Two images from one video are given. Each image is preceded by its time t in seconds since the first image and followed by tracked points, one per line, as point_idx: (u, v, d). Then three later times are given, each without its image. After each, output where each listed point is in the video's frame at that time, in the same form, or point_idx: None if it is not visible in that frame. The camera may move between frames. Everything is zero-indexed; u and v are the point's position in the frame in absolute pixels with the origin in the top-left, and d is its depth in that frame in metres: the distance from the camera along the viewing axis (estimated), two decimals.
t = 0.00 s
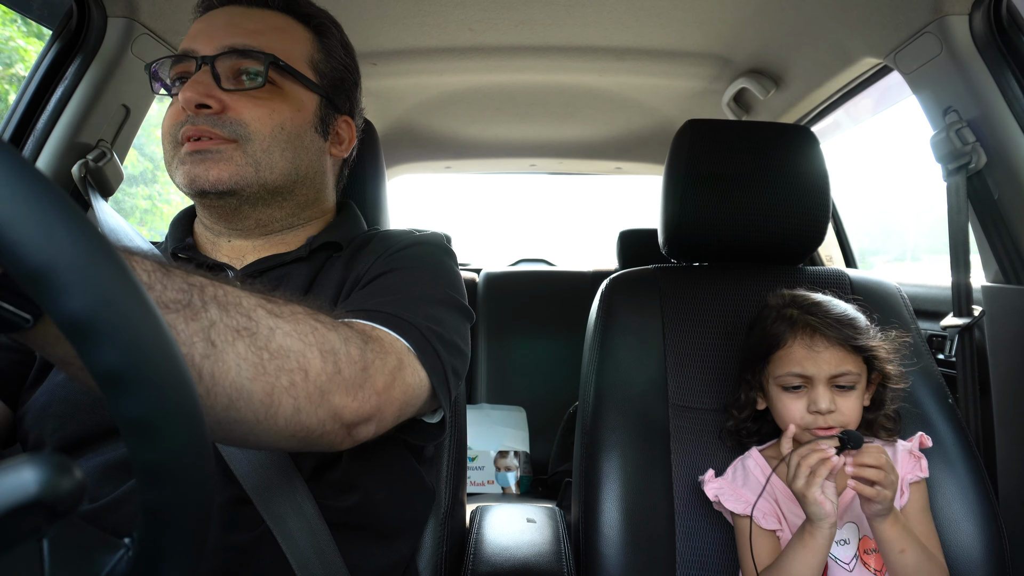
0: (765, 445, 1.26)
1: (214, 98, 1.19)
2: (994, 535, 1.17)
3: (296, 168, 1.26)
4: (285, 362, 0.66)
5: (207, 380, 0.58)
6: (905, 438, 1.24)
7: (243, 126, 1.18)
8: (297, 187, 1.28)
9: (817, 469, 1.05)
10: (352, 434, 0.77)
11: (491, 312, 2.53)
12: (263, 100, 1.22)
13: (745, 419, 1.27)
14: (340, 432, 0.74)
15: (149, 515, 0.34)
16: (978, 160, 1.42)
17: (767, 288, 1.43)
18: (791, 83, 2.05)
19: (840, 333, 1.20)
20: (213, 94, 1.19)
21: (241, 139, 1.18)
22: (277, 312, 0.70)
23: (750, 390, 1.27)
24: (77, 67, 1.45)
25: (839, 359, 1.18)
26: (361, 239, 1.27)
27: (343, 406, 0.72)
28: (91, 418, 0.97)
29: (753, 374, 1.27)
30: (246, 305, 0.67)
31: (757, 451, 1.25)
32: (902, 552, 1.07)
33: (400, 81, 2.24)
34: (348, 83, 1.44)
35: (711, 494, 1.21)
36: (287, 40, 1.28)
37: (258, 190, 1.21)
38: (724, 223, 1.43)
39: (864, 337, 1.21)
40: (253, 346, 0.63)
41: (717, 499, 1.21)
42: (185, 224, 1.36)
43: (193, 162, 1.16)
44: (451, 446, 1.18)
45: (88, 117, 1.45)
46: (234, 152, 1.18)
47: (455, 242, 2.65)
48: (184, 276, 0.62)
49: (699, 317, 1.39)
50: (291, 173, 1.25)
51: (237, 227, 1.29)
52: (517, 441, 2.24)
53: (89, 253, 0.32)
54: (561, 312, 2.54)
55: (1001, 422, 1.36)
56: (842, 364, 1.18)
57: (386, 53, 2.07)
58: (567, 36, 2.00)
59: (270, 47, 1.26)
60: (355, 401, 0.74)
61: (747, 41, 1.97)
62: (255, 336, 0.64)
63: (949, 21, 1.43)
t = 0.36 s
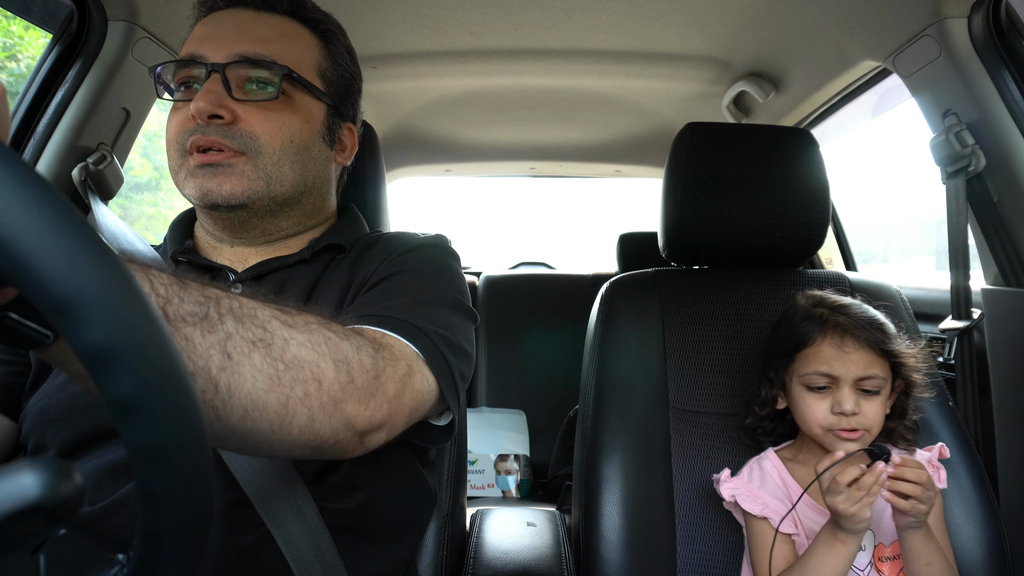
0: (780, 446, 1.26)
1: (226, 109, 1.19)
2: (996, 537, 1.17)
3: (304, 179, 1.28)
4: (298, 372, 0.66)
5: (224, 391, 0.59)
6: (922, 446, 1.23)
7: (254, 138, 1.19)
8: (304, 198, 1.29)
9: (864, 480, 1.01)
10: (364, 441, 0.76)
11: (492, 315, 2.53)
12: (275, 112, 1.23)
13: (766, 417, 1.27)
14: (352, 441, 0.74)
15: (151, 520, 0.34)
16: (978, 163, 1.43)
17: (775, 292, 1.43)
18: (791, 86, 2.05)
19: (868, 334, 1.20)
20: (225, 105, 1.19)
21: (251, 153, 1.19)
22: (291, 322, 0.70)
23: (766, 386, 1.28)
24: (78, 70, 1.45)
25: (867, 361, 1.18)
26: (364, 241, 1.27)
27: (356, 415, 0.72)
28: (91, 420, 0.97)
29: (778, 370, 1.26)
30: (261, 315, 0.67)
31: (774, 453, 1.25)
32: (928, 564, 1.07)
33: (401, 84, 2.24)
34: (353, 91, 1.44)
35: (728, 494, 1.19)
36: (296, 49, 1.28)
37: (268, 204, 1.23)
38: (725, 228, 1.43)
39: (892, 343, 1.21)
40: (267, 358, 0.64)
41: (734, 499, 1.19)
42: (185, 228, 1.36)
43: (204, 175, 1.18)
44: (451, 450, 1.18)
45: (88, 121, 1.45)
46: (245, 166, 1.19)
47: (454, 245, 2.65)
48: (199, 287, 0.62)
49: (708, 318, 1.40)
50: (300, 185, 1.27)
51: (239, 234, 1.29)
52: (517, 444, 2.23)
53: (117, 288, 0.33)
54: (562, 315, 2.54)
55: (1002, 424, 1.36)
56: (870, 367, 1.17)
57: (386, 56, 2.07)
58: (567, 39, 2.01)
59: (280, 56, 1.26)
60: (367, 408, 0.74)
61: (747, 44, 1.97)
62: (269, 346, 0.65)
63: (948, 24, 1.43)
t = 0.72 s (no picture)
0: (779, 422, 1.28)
1: (297, 102, 1.25)
2: (993, 519, 1.18)
3: (337, 175, 1.34)
4: (337, 380, 0.67)
5: (268, 384, 0.59)
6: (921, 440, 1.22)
7: (316, 134, 1.27)
8: (335, 193, 1.35)
9: (820, 482, 1.08)
10: (383, 456, 0.78)
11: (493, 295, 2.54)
12: (334, 114, 1.31)
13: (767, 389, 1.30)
14: (370, 452, 0.75)
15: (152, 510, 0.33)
16: (984, 144, 1.42)
17: (782, 275, 1.43)
18: (796, 67, 2.03)
19: (900, 316, 1.21)
20: (296, 98, 1.25)
21: (309, 147, 1.27)
22: (343, 332, 0.70)
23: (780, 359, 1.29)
24: (77, 47, 1.41)
25: (894, 339, 1.19)
26: (377, 220, 1.29)
27: (378, 428, 0.73)
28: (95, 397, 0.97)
29: (799, 341, 1.27)
30: (318, 322, 0.67)
31: (767, 432, 1.27)
32: (907, 555, 1.09)
33: (403, 63, 2.22)
34: (382, 99, 1.52)
35: (710, 461, 1.23)
36: (354, 59, 1.37)
37: (308, 195, 1.29)
38: (729, 211, 1.43)
39: (922, 334, 1.23)
40: (312, 361, 0.63)
41: (715, 466, 1.23)
42: (197, 196, 1.36)
43: (259, 157, 1.22)
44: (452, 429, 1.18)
45: (88, 99, 1.44)
46: (300, 157, 1.25)
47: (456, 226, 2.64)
48: (272, 285, 0.62)
49: (711, 297, 1.40)
50: (337, 183, 1.34)
51: (255, 207, 1.29)
52: (518, 424, 2.20)
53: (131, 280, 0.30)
54: (563, 295, 2.54)
55: (1004, 408, 1.34)
56: (895, 345, 1.18)
57: (388, 34, 2.05)
58: (570, 17, 1.98)
59: (346, 64, 1.35)
60: (387, 414, 0.74)
61: (752, 24, 1.95)
62: (317, 352, 0.65)
63: (956, 4, 1.41)
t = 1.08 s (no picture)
0: (776, 426, 1.28)
1: (314, 111, 1.25)
2: (995, 519, 1.17)
3: (347, 183, 1.35)
4: (287, 355, 0.67)
5: (210, 356, 0.62)
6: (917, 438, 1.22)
7: (329, 144, 1.28)
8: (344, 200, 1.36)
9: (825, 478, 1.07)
10: (347, 438, 0.77)
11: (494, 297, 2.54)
12: (347, 123, 1.32)
13: (767, 397, 1.29)
14: (331, 434, 0.75)
15: (154, 461, 0.36)
16: (986, 146, 1.42)
17: (782, 278, 1.43)
18: (797, 68, 2.03)
19: (886, 319, 1.20)
20: (313, 107, 1.25)
21: (323, 156, 1.27)
22: (295, 305, 0.71)
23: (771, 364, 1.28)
24: (78, 50, 1.42)
25: (880, 342, 1.18)
26: (374, 219, 1.29)
27: (338, 408, 0.73)
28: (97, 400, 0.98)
29: (787, 346, 1.27)
30: (266, 294, 0.68)
31: (763, 432, 1.27)
32: (917, 548, 1.09)
33: (404, 65, 2.22)
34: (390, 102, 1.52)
35: (709, 466, 1.23)
36: (368, 66, 1.37)
37: (319, 204, 1.30)
38: (734, 215, 1.43)
39: (908, 333, 1.22)
40: (261, 337, 0.65)
41: (713, 471, 1.23)
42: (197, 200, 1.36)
43: (274, 167, 1.23)
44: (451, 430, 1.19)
45: (90, 102, 1.44)
46: (314, 167, 1.26)
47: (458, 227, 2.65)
48: (214, 255, 0.65)
49: (709, 302, 1.39)
50: (346, 190, 1.35)
51: (259, 211, 1.29)
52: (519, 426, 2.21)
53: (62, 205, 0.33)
54: (564, 297, 2.54)
55: (1005, 408, 1.35)
56: (882, 347, 1.18)
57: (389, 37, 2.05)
58: (570, 20, 1.99)
59: (361, 72, 1.34)
60: (352, 401, 0.75)
61: (753, 26, 1.95)
62: (265, 326, 0.66)
63: (957, 5, 1.41)
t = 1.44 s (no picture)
0: (778, 427, 1.28)
1: (326, 114, 1.25)
2: (998, 522, 1.17)
3: (358, 186, 1.35)
4: (329, 453, 0.72)
5: (260, 464, 0.66)
6: (920, 439, 1.21)
7: (339, 147, 1.28)
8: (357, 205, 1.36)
9: (834, 467, 1.07)
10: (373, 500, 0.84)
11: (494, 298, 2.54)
12: (358, 125, 1.32)
13: (766, 395, 1.29)
14: (359, 500, 0.79)
15: (156, 470, 0.35)
16: (987, 147, 1.42)
17: (785, 280, 1.43)
18: (798, 70, 2.03)
19: (888, 321, 1.20)
20: (325, 110, 1.25)
21: (334, 159, 1.28)
22: (339, 405, 0.74)
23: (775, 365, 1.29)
24: (80, 53, 1.43)
25: (881, 344, 1.18)
26: (389, 233, 1.28)
27: (370, 484, 0.78)
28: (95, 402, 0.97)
29: (791, 348, 1.27)
30: (315, 399, 0.70)
31: (766, 433, 1.26)
32: (926, 543, 1.10)
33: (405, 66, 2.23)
34: (399, 104, 1.52)
35: (712, 466, 1.23)
36: (379, 67, 1.37)
37: (330, 208, 1.30)
38: (741, 217, 1.43)
39: (910, 335, 1.21)
40: (306, 439, 0.69)
41: (717, 471, 1.23)
42: (204, 200, 1.35)
43: (286, 172, 1.24)
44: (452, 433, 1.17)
45: (91, 103, 1.44)
46: (324, 170, 1.26)
47: (459, 228, 2.65)
48: (269, 364, 0.64)
49: (709, 304, 1.39)
50: (358, 195, 1.35)
51: (267, 214, 1.29)
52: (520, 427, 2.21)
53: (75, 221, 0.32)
54: (564, 298, 2.54)
55: (1005, 411, 1.35)
56: (883, 351, 1.17)
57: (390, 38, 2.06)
58: (570, 21, 1.99)
59: (372, 73, 1.35)
60: (382, 477, 0.79)
61: (754, 27, 1.95)
62: (310, 430, 0.69)
63: (958, 6, 1.41)
